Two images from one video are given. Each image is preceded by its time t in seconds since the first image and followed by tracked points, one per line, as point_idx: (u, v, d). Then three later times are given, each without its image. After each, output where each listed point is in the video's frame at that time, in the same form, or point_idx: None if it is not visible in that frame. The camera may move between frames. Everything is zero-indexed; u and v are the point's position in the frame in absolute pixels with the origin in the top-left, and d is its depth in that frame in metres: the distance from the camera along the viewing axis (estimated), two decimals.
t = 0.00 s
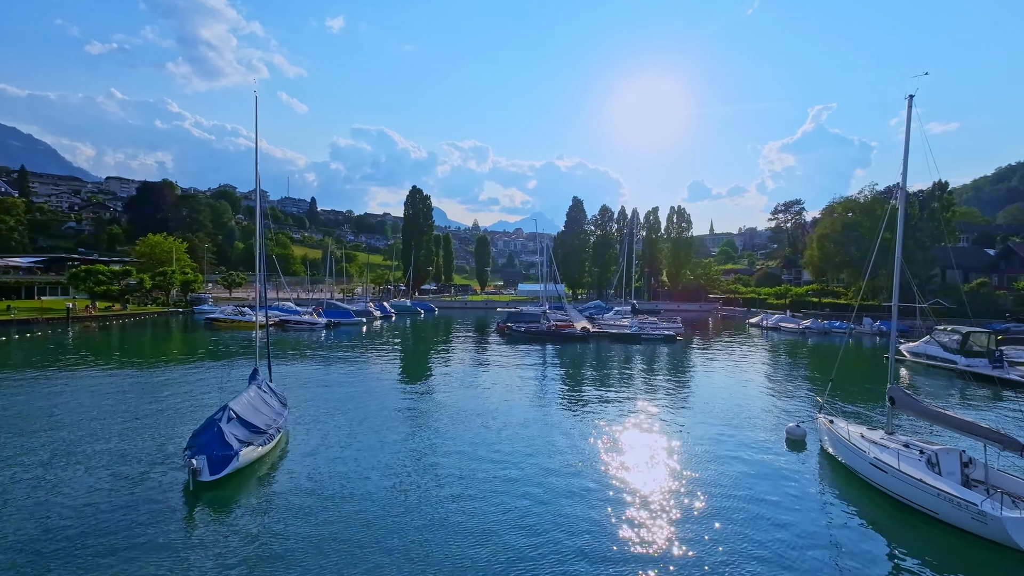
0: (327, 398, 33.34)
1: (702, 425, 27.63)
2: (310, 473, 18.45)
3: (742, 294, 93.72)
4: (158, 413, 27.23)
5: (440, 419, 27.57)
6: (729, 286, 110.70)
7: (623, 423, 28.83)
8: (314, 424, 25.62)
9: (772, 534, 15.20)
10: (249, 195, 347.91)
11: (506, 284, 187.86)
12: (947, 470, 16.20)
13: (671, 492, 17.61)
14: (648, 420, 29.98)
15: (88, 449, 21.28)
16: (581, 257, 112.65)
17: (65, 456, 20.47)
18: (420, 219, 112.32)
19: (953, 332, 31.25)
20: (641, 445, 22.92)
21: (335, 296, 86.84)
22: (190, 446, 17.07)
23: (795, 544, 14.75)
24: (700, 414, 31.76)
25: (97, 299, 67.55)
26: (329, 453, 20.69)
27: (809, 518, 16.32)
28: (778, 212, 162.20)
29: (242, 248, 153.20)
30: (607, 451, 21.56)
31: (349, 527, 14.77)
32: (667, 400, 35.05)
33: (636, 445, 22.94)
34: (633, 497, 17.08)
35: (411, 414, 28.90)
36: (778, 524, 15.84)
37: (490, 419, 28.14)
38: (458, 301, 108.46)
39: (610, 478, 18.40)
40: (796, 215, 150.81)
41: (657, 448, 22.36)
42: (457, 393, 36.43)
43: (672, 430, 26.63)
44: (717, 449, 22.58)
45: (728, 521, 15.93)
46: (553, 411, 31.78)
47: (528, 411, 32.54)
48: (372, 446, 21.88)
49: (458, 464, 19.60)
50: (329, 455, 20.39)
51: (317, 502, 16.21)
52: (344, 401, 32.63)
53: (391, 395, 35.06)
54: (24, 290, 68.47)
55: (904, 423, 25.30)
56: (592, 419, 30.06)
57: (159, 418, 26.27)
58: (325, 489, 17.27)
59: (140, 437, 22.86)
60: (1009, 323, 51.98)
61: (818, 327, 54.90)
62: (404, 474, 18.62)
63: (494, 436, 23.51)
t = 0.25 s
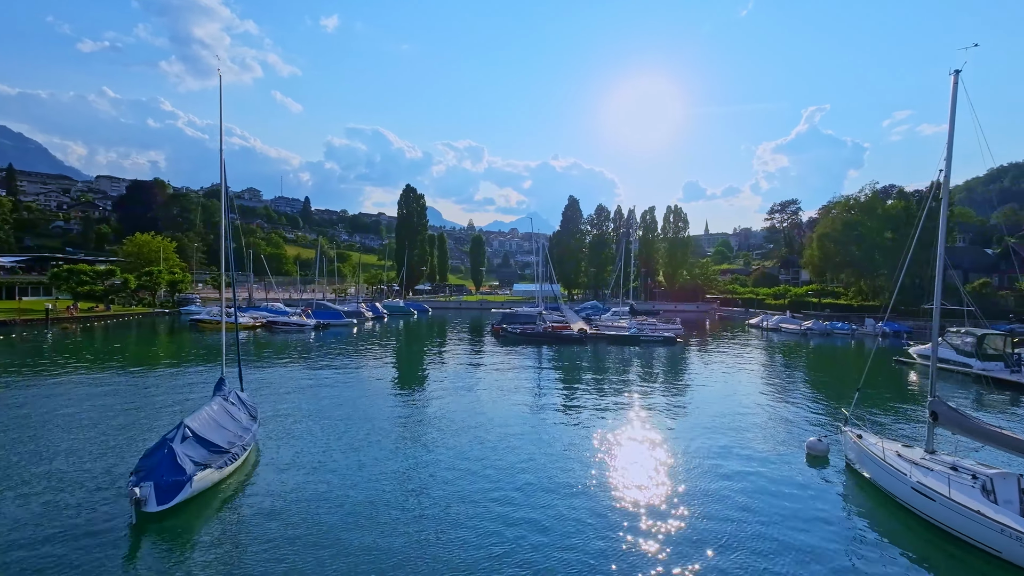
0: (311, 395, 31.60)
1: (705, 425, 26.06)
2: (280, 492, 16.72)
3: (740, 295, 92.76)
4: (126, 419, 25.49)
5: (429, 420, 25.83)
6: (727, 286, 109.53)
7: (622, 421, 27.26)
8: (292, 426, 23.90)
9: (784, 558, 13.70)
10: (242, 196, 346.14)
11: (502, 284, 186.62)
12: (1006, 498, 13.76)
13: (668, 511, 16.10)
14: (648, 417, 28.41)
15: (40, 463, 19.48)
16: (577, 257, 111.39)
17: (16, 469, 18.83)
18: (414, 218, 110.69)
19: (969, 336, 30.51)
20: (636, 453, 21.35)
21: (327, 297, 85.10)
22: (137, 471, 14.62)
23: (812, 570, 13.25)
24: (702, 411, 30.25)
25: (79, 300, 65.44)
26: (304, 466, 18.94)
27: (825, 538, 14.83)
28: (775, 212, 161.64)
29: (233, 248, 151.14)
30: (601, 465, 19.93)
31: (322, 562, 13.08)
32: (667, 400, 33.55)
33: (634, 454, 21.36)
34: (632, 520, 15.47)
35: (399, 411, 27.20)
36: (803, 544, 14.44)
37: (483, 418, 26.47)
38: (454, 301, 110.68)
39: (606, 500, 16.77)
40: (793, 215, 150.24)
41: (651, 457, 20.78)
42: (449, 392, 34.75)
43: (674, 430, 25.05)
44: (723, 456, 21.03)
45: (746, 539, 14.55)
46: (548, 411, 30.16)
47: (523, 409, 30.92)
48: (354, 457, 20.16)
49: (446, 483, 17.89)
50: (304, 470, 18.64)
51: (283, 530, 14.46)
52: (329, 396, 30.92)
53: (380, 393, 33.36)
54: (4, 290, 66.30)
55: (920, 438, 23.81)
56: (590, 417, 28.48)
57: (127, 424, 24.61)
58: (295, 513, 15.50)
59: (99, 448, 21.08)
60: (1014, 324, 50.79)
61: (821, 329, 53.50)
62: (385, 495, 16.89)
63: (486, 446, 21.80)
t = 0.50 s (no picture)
0: (297, 400, 30.06)
1: (713, 434, 24.70)
2: (252, 526, 15.23)
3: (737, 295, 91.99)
4: (97, 428, 23.96)
5: (420, 432, 24.36)
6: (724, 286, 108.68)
7: (624, 428, 25.83)
8: (272, 442, 22.40)
9: None
10: (235, 195, 343.14)
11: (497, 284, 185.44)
12: None
13: (676, 540, 14.85)
14: (651, 422, 26.99)
15: None
16: (573, 257, 110.10)
17: None
18: (408, 217, 109.24)
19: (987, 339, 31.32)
20: (640, 470, 19.91)
21: (319, 297, 83.64)
22: (65, 504, 12.39)
23: None
24: (707, 415, 28.93)
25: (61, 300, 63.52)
26: (282, 493, 17.47)
27: (848, 569, 13.64)
28: (771, 213, 161.24)
29: (224, 248, 148.92)
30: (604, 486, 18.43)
31: None
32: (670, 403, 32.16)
33: (639, 471, 19.91)
34: (641, 557, 14.01)
35: (388, 423, 25.71)
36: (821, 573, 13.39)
37: (478, 427, 25.05)
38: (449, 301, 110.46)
39: (611, 531, 15.31)
40: (789, 214, 149.86)
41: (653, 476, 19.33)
42: (443, 395, 33.26)
43: (680, 441, 23.67)
44: (735, 473, 19.64)
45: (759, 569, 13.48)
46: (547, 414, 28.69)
47: (520, 409, 29.49)
48: (337, 481, 18.70)
49: (435, 513, 16.42)
50: (281, 498, 17.15)
51: (253, 573, 13.00)
52: (315, 403, 29.38)
53: (370, 397, 31.84)
54: None
55: (939, 449, 22.62)
56: (590, 421, 27.05)
57: (97, 434, 23.06)
58: (267, 551, 14.02)
59: (62, 464, 19.57)
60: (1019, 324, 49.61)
61: (823, 330, 52.47)
62: (369, 528, 15.44)
63: (480, 466, 20.34)
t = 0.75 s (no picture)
0: (279, 406, 28.67)
1: (720, 446, 23.39)
2: (206, 551, 13.80)
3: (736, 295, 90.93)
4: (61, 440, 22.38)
5: (405, 442, 22.98)
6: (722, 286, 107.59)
7: (626, 438, 24.47)
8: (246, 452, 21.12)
9: None
10: (228, 194, 339.93)
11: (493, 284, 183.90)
12: None
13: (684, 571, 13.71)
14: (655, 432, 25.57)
15: None
16: (570, 256, 108.66)
17: None
18: (402, 217, 107.57)
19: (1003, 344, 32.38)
20: (642, 490, 18.50)
21: (311, 298, 81.96)
22: None
23: None
24: (711, 422, 27.71)
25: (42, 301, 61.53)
26: (256, 510, 16.28)
27: None
28: (767, 212, 160.25)
29: (216, 248, 146.68)
30: (608, 509, 16.96)
31: None
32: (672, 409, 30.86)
33: (645, 490, 18.51)
34: None
35: (372, 431, 24.38)
36: None
37: (469, 436, 23.68)
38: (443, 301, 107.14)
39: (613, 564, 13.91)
40: (786, 214, 148.78)
41: (654, 497, 17.92)
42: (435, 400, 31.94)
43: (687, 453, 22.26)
44: (749, 494, 18.28)
45: None
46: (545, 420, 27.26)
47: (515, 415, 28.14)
48: (308, 493, 17.38)
49: (411, 536, 15.07)
50: (245, 515, 15.83)
51: None
52: (297, 408, 28.01)
53: (358, 402, 30.45)
54: None
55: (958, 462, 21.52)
56: (589, 430, 25.53)
57: (64, 447, 21.66)
58: None
59: (23, 481, 18.21)
60: None
61: (825, 331, 51.28)
62: (336, 551, 14.13)
63: (469, 480, 18.98)
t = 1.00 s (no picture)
0: (259, 411, 27.51)
1: (724, 458, 22.19)
2: None
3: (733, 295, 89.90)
4: (24, 449, 21.02)
5: (387, 452, 21.74)
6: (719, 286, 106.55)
7: (624, 449, 23.30)
8: (214, 463, 19.91)
9: None
10: (221, 194, 337.14)
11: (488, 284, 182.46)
12: None
13: None
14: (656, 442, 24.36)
15: None
16: (566, 256, 107.42)
17: None
18: (396, 216, 106.00)
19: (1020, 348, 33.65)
20: (642, 507, 17.35)
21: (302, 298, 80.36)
22: None
23: None
24: (713, 431, 26.60)
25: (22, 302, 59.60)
26: (231, 530, 15.06)
27: None
28: (764, 213, 159.57)
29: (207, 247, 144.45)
30: (608, 531, 15.70)
31: None
32: (673, 417, 29.76)
33: (647, 507, 17.30)
34: None
35: (352, 440, 23.20)
36: None
37: (462, 448, 22.43)
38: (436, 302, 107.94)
39: None
40: (783, 214, 148.11)
41: (653, 515, 16.82)
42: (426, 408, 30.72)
43: (690, 467, 21.05)
44: (758, 513, 17.06)
45: None
46: (540, 429, 25.98)
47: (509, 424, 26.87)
48: (290, 511, 16.21)
49: (379, 559, 13.89)
50: (200, 535, 14.69)
51: None
52: (276, 414, 26.81)
53: (344, 408, 29.22)
54: None
55: (968, 478, 20.72)
56: (586, 441, 24.39)
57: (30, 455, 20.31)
58: None
59: None
60: None
61: (829, 332, 50.09)
62: None
63: (457, 496, 17.72)
